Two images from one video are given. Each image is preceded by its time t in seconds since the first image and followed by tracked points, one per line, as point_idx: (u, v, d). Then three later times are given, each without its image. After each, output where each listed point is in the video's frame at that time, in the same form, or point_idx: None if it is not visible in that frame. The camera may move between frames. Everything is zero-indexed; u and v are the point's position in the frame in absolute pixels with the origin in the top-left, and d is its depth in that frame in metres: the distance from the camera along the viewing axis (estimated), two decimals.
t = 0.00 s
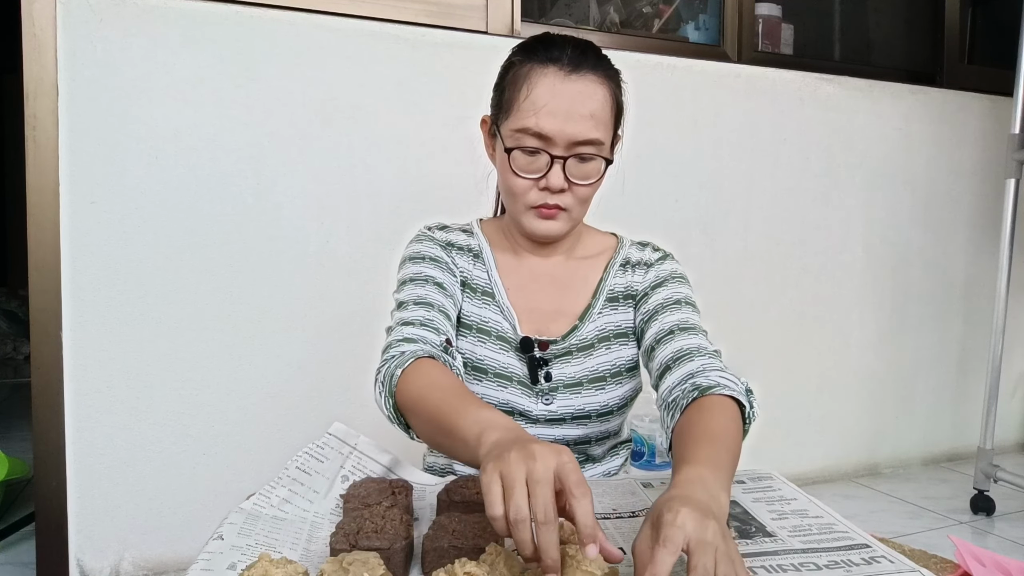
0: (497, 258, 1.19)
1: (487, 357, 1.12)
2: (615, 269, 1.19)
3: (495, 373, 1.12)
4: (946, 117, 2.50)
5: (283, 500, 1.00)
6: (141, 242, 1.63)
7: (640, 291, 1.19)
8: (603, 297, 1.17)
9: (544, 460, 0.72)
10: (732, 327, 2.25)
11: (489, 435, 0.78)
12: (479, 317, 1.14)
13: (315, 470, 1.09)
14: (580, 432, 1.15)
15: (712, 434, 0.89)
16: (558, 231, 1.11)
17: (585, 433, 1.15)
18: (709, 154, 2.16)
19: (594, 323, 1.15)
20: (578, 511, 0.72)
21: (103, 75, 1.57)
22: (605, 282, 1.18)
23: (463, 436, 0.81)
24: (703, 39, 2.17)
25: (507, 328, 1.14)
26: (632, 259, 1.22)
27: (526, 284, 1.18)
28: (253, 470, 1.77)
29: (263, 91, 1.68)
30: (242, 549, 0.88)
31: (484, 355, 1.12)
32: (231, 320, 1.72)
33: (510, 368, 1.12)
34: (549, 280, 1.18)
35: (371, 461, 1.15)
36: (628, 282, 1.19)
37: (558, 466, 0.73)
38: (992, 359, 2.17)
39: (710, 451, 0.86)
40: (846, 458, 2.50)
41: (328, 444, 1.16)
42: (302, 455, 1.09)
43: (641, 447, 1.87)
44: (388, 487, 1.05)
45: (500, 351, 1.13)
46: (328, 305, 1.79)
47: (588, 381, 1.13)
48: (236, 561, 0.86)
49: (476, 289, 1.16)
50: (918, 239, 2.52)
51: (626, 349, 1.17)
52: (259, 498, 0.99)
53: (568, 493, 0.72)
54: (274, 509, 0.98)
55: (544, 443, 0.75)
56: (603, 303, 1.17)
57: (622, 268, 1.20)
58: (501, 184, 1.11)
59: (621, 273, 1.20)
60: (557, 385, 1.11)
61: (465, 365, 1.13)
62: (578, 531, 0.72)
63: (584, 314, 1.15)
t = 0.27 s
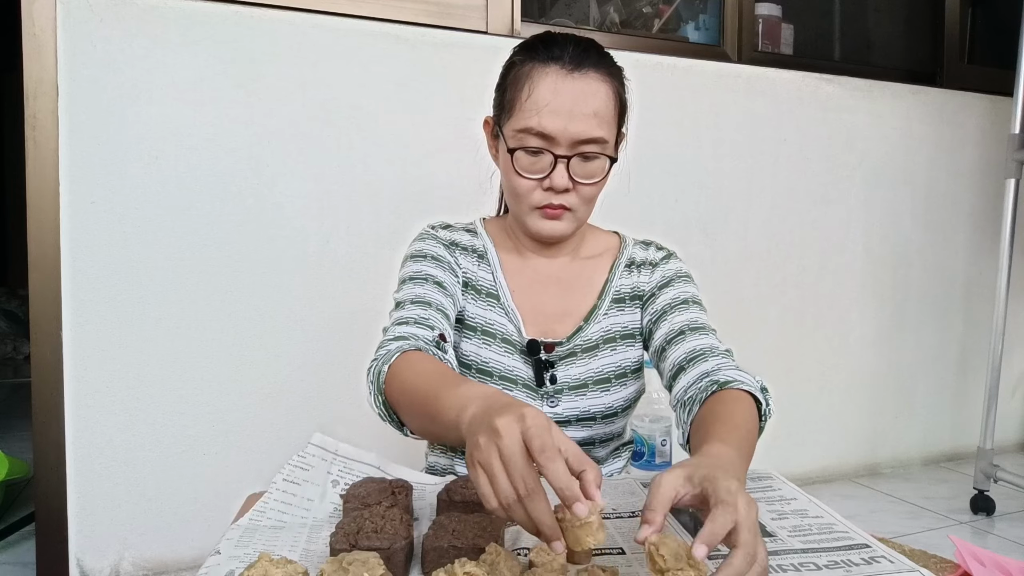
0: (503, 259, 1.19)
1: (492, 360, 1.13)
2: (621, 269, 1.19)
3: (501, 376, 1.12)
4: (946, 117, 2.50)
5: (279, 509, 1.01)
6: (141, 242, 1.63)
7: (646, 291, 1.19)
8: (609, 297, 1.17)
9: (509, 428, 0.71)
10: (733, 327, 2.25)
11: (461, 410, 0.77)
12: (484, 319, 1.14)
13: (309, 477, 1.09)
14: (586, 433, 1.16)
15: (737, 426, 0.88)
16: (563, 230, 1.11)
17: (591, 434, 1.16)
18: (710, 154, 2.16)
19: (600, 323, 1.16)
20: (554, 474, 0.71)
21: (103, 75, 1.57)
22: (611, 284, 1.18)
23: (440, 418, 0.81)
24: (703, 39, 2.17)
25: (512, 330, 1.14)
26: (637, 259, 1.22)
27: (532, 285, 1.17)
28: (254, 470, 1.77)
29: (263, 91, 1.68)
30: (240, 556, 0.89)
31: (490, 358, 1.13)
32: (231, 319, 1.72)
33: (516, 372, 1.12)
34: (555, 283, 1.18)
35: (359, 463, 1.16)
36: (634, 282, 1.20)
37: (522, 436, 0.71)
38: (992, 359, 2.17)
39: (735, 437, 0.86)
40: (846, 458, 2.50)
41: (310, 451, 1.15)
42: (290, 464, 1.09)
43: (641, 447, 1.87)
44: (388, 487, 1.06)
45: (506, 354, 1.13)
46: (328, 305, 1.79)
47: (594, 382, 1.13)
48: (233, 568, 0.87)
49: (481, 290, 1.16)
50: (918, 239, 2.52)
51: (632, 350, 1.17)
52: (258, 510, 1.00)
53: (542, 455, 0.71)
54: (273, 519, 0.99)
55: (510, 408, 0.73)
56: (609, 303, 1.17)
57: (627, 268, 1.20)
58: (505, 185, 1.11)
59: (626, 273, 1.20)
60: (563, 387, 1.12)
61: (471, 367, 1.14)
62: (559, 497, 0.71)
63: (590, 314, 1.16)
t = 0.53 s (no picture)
0: (514, 262, 1.15)
1: (516, 368, 1.09)
2: (624, 262, 1.20)
3: (526, 383, 1.10)
4: (946, 117, 2.50)
5: (280, 511, 1.00)
6: (141, 242, 1.63)
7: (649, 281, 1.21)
8: (617, 291, 1.18)
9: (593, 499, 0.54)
10: (734, 327, 2.25)
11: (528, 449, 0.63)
12: (501, 326, 1.10)
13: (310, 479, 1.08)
14: (607, 429, 1.16)
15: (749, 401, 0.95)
16: (573, 226, 1.11)
17: (612, 430, 1.17)
18: (710, 154, 2.16)
19: (612, 316, 1.16)
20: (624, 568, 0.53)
21: (103, 75, 1.57)
22: (618, 275, 1.19)
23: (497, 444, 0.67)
24: (703, 39, 2.16)
25: (531, 337, 1.11)
26: (635, 250, 1.23)
27: (545, 285, 1.15)
28: (254, 470, 1.77)
29: (263, 91, 1.68)
30: (238, 557, 0.89)
31: (513, 367, 1.09)
32: (230, 319, 1.72)
33: (539, 378, 1.10)
34: (566, 284, 1.17)
35: (365, 461, 1.15)
36: (638, 274, 1.21)
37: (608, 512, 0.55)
38: (992, 359, 2.17)
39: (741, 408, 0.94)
40: (846, 458, 2.50)
41: (318, 450, 1.13)
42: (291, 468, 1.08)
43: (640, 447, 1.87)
44: (388, 487, 1.05)
45: (527, 361, 1.10)
46: (329, 305, 1.79)
47: (612, 376, 1.14)
48: (233, 569, 0.87)
49: (495, 296, 1.12)
50: (918, 239, 2.52)
51: (640, 342, 1.18)
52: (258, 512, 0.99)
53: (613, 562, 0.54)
54: (273, 521, 0.99)
55: (596, 485, 0.56)
56: (617, 297, 1.17)
57: (629, 260, 1.21)
58: (508, 186, 1.11)
59: (629, 266, 1.21)
60: (585, 386, 1.11)
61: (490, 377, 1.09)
62: None
63: (603, 308, 1.16)
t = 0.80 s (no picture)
0: (521, 263, 1.14)
1: (526, 371, 1.08)
2: (629, 261, 1.20)
3: (536, 388, 1.08)
4: (946, 117, 2.50)
5: (280, 509, 1.00)
6: (141, 242, 1.63)
7: (655, 281, 1.21)
8: (623, 290, 1.18)
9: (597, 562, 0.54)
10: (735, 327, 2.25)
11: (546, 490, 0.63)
12: (510, 330, 1.10)
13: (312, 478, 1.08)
14: (614, 430, 1.17)
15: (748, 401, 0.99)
16: (584, 225, 1.11)
17: (619, 430, 1.17)
18: (710, 154, 2.16)
19: (618, 317, 1.16)
20: None
21: (103, 75, 1.57)
22: (623, 275, 1.19)
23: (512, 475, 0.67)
24: (703, 40, 2.17)
25: (539, 341, 1.10)
26: (640, 249, 1.23)
27: (552, 287, 1.15)
28: (254, 470, 1.77)
29: (263, 91, 1.68)
30: (239, 556, 0.89)
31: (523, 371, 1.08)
32: (230, 319, 1.72)
33: (549, 381, 1.09)
34: (574, 285, 1.16)
35: (370, 461, 1.14)
36: (642, 273, 1.21)
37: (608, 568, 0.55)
38: (992, 359, 2.17)
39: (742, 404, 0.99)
40: (847, 459, 2.50)
41: (324, 452, 1.13)
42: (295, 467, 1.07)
43: (641, 447, 1.87)
44: (388, 487, 1.05)
45: (537, 364, 1.09)
46: (329, 305, 1.79)
47: (621, 378, 1.13)
48: (233, 567, 0.87)
49: (503, 299, 1.11)
50: (918, 239, 2.52)
51: (646, 341, 1.19)
52: (258, 511, 0.99)
53: None
54: (272, 519, 0.98)
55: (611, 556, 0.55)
56: (623, 296, 1.17)
57: (634, 259, 1.21)
58: (516, 185, 1.09)
59: (634, 265, 1.21)
60: (594, 388, 1.11)
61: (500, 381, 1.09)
62: None
63: (609, 308, 1.16)
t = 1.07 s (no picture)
0: (519, 256, 1.16)
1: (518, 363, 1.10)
2: (633, 261, 1.20)
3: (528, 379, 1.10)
4: (946, 117, 2.50)
5: (280, 509, 1.00)
6: (141, 242, 1.63)
7: (657, 282, 1.21)
8: (625, 290, 1.18)
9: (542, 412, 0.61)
10: (733, 327, 2.25)
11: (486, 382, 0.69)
12: (503, 321, 1.11)
13: (312, 480, 1.09)
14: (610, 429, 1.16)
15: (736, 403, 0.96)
16: (583, 223, 1.11)
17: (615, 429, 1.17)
18: (710, 154, 2.16)
19: (618, 316, 1.16)
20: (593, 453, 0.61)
21: (103, 75, 1.57)
22: (626, 275, 1.19)
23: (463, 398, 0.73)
24: (703, 39, 2.16)
25: (534, 332, 1.12)
26: (645, 250, 1.23)
27: (550, 282, 1.16)
28: (254, 470, 1.77)
29: (263, 91, 1.68)
30: (239, 555, 0.89)
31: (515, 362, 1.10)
32: (230, 320, 1.72)
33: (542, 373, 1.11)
34: (573, 280, 1.17)
35: (370, 462, 1.15)
36: (646, 274, 1.21)
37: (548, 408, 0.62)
38: (992, 359, 2.17)
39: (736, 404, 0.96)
40: (846, 458, 2.50)
41: (328, 457, 1.17)
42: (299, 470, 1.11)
43: (641, 447, 1.87)
44: (389, 487, 1.05)
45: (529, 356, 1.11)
46: (329, 305, 1.79)
47: (616, 375, 1.14)
48: (234, 566, 0.87)
49: (498, 291, 1.13)
50: (918, 239, 2.52)
51: (646, 342, 1.19)
52: (258, 510, 0.99)
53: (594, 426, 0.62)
54: (273, 518, 0.98)
55: (556, 371, 0.64)
56: (624, 295, 1.17)
57: (638, 260, 1.21)
58: (518, 181, 1.10)
59: (638, 265, 1.20)
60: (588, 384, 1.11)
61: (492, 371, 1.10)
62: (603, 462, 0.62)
63: (608, 307, 1.16)
